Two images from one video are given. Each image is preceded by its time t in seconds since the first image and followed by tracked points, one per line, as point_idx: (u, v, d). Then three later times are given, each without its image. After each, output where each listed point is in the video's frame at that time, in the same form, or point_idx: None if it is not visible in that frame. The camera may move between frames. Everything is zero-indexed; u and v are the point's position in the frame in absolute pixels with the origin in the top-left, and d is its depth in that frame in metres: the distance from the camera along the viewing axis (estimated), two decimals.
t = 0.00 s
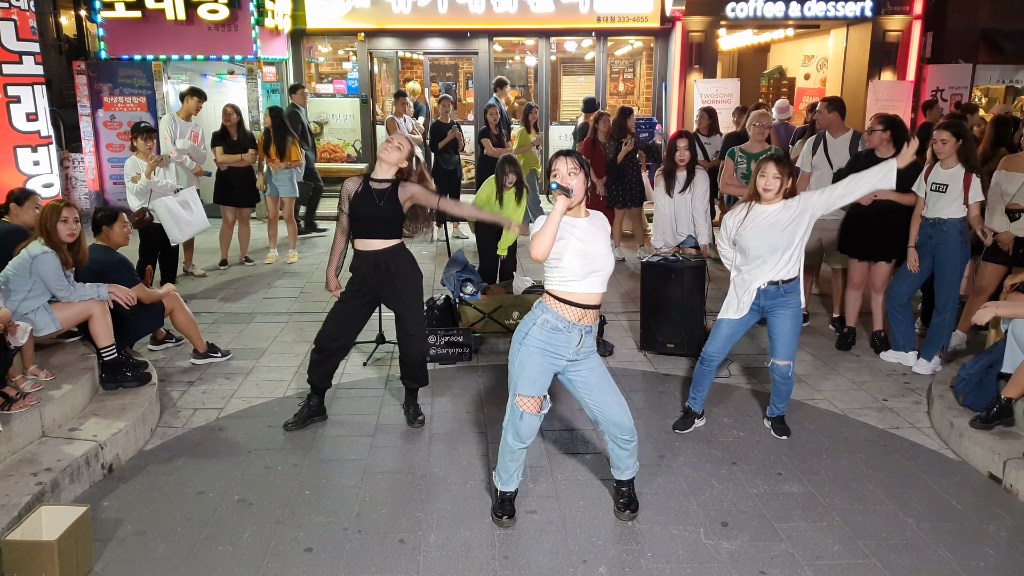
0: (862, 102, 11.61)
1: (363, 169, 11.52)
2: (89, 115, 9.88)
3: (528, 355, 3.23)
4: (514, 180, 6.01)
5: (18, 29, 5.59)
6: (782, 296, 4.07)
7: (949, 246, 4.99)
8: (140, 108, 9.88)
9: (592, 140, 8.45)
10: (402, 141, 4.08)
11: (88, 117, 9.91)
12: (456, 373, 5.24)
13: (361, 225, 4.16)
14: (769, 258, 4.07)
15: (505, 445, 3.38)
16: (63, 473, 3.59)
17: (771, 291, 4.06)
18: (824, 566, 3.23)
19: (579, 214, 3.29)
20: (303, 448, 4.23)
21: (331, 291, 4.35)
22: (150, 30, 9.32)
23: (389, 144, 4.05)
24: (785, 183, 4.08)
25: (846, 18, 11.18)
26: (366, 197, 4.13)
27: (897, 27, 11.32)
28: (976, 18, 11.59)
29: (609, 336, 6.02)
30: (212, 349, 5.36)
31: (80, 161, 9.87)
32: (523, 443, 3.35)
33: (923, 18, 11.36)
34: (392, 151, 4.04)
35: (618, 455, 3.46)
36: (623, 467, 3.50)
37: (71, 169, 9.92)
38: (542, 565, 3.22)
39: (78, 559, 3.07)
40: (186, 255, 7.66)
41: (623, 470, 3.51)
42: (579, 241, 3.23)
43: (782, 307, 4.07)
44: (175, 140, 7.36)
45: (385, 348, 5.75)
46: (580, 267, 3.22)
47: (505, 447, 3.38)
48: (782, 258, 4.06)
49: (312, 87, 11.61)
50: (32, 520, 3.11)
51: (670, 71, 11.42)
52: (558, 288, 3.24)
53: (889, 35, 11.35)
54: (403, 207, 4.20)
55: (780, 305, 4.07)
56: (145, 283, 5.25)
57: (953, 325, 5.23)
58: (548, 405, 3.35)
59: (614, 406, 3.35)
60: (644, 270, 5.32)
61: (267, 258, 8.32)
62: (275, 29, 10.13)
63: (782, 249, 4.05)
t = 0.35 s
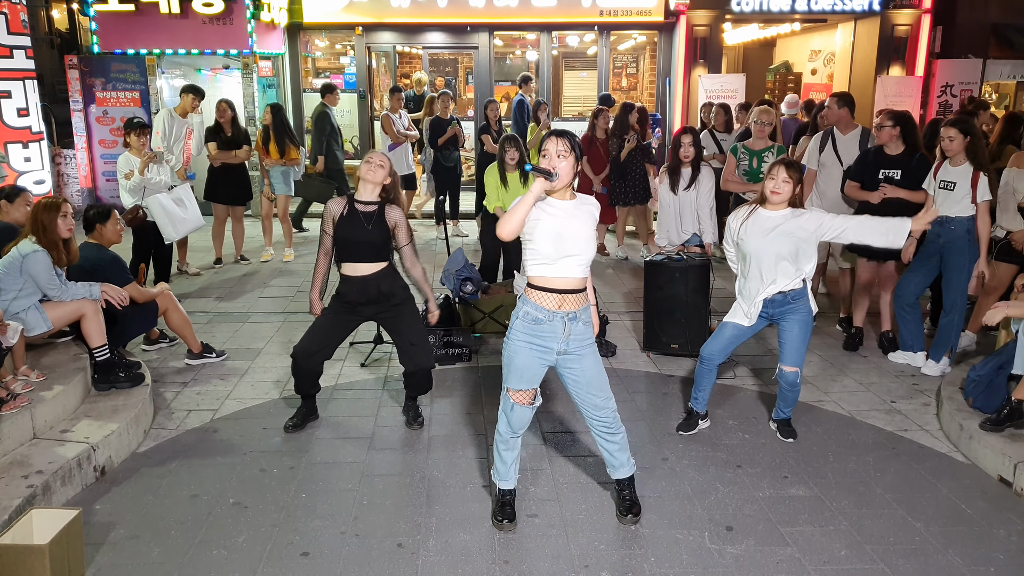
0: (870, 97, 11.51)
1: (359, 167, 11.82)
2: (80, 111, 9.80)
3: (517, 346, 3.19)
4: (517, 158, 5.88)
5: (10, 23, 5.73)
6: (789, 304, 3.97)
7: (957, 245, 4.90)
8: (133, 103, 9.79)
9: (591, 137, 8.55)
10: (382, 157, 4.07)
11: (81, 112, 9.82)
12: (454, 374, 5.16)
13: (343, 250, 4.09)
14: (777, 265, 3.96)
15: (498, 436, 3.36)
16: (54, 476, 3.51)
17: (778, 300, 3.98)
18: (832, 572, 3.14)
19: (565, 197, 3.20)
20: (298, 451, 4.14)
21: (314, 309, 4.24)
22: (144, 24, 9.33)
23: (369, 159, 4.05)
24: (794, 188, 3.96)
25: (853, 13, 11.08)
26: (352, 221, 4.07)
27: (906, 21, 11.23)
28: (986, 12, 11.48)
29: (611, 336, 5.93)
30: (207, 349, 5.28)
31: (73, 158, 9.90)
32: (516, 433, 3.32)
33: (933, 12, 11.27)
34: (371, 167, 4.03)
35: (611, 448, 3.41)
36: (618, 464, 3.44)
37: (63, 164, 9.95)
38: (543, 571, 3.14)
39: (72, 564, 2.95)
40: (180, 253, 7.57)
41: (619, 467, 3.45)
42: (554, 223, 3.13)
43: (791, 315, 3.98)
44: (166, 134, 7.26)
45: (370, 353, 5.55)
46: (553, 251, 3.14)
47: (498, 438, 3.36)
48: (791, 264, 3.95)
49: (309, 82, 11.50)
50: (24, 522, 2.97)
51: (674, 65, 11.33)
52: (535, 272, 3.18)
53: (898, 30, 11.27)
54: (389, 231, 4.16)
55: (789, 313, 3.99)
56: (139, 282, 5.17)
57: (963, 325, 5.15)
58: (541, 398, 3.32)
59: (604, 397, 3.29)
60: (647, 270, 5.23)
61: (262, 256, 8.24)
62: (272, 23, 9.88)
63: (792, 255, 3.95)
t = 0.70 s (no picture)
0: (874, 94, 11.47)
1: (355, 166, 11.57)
2: (78, 108, 9.76)
3: (525, 342, 3.16)
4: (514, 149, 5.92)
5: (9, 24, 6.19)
6: (796, 313, 3.94)
7: (962, 243, 4.85)
8: (131, 101, 9.77)
9: (587, 136, 8.21)
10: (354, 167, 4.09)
11: (78, 108, 9.78)
12: (454, 373, 5.12)
13: (335, 265, 4.08)
14: (784, 275, 3.92)
15: (502, 433, 3.31)
16: (51, 476, 3.47)
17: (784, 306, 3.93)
18: (836, 573, 3.09)
19: (568, 194, 3.16)
20: (297, 451, 4.09)
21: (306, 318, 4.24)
22: (142, 20, 9.27)
23: (342, 172, 4.06)
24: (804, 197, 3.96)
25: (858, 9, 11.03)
26: (342, 236, 4.07)
27: (911, 17, 11.18)
28: (991, 9, 11.45)
29: (614, 335, 5.88)
30: (205, 348, 5.24)
31: (69, 155, 9.80)
32: (521, 432, 3.27)
33: (938, 8, 11.23)
34: (346, 179, 4.04)
35: (613, 445, 3.37)
36: (619, 461, 3.40)
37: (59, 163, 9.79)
38: (544, 572, 3.09)
39: (70, 565, 2.91)
40: (178, 252, 7.53)
41: (620, 464, 3.41)
42: (552, 221, 3.10)
43: (797, 323, 3.95)
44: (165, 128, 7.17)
45: (365, 355, 5.48)
46: (550, 250, 3.10)
47: (502, 435, 3.32)
48: (799, 275, 3.92)
49: (309, 78, 11.45)
50: (19, 523, 2.93)
51: (677, 61, 11.29)
52: (537, 271, 3.16)
53: (903, 26, 11.23)
54: (378, 240, 4.16)
55: (795, 320, 3.95)
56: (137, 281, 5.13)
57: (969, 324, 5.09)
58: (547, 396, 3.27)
59: (608, 394, 3.25)
60: (650, 268, 5.18)
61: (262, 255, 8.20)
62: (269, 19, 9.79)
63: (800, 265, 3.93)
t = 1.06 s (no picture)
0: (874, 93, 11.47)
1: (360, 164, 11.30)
2: (78, 107, 9.77)
3: (532, 345, 3.14)
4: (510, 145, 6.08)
5: (7, 20, 5.89)
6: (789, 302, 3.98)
7: (962, 243, 4.85)
8: (132, 100, 9.80)
9: (585, 136, 8.06)
10: (339, 124, 3.97)
11: (77, 109, 9.79)
12: (454, 372, 5.12)
13: (321, 217, 3.96)
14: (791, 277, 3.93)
15: (509, 439, 3.31)
16: (52, 476, 3.47)
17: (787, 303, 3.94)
18: (836, 572, 3.09)
19: (569, 192, 3.20)
20: (297, 451, 4.09)
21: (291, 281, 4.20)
22: (142, 20, 9.27)
23: (328, 130, 3.93)
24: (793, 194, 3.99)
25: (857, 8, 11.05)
26: (333, 191, 3.97)
27: (911, 17, 11.19)
28: (991, 8, 11.46)
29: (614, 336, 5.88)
30: (205, 348, 5.24)
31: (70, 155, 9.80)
32: (527, 437, 3.27)
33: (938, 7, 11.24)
34: (332, 136, 3.93)
35: (614, 445, 3.38)
36: (620, 462, 3.40)
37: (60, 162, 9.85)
38: (545, 572, 3.09)
39: (70, 565, 2.91)
40: (178, 252, 7.53)
41: (621, 465, 3.41)
42: (556, 221, 3.13)
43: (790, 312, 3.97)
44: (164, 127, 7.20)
45: (365, 355, 5.48)
46: (558, 247, 3.12)
47: (509, 441, 3.31)
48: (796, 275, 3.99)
49: (309, 78, 11.45)
50: (19, 523, 2.92)
51: (677, 61, 11.31)
52: (543, 269, 3.14)
53: (903, 25, 11.23)
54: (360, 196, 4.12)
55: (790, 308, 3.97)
56: (137, 280, 5.13)
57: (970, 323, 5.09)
58: (552, 400, 3.27)
59: (612, 392, 3.25)
60: (650, 267, 5.17)
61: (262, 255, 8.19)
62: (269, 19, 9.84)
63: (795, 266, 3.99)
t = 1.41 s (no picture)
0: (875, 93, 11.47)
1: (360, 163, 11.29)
2: (78, 107, 9.75)
3: (535, 342, 3.14)
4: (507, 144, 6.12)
5: (7, 18, 5.86)
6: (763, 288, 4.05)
7: (964, 244, 4.85)
8: (133, 99, 9.81)
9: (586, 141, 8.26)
10: (327, 125, 3.96)
11: (78, 108, 9.78)
12: (455, 372, 5.12)
13: (316, 219, 4.00)
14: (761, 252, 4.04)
15: (508, 434, 3.31)
16: (52, 475, 3.46)
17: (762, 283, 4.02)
18: (836, 572, 3.09)
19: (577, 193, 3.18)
20: (297, 451, 4.09)
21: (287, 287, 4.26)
22: (144, 20, 9.28)
23: (315, 133, 3.94)
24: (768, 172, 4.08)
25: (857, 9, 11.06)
26: (321, 188, 3.98)
27: (911, 17, 11.20)
28: (991, 8, 11.46)
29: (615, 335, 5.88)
30: (205, 348, 5.24)
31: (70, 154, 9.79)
32: (527, 433, 3.27)
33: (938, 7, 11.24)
34: (319, 138, 3.94)
35: (617, 444, 3.38)
36: (621, 461, 3.40)
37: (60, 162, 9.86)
38: (544, 571, 3.10)
39: (70, 564, 2.91)
40: (178, 252, 7.54)
41: (623, 464, 3.41)
42: (567, 220, 3.11)
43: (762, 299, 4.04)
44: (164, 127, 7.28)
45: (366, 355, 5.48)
46: (566, 251, 3.11)
47: (507, 436, 3.32)
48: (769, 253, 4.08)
49: (309, 78, 11.45)
50: (19, 522, 2.92)
51: (678, 62, 11.30)
52: (548, 270, 3.14)
53: (903, 26, 11.24)
54: (355, 189, 4.13)
55: (762, 294, 4.04)
56: (137, 280, 5.14)
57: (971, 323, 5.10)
58: (554, 399, 3.27)
59: (615, 392, 3.25)
60: (650, 266, 5.17)
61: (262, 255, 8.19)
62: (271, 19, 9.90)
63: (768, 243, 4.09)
